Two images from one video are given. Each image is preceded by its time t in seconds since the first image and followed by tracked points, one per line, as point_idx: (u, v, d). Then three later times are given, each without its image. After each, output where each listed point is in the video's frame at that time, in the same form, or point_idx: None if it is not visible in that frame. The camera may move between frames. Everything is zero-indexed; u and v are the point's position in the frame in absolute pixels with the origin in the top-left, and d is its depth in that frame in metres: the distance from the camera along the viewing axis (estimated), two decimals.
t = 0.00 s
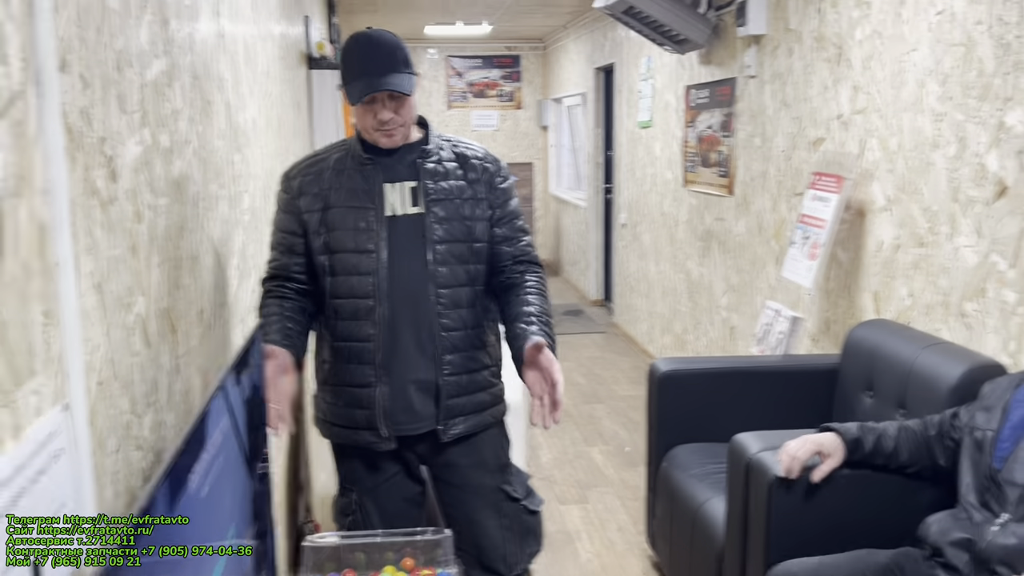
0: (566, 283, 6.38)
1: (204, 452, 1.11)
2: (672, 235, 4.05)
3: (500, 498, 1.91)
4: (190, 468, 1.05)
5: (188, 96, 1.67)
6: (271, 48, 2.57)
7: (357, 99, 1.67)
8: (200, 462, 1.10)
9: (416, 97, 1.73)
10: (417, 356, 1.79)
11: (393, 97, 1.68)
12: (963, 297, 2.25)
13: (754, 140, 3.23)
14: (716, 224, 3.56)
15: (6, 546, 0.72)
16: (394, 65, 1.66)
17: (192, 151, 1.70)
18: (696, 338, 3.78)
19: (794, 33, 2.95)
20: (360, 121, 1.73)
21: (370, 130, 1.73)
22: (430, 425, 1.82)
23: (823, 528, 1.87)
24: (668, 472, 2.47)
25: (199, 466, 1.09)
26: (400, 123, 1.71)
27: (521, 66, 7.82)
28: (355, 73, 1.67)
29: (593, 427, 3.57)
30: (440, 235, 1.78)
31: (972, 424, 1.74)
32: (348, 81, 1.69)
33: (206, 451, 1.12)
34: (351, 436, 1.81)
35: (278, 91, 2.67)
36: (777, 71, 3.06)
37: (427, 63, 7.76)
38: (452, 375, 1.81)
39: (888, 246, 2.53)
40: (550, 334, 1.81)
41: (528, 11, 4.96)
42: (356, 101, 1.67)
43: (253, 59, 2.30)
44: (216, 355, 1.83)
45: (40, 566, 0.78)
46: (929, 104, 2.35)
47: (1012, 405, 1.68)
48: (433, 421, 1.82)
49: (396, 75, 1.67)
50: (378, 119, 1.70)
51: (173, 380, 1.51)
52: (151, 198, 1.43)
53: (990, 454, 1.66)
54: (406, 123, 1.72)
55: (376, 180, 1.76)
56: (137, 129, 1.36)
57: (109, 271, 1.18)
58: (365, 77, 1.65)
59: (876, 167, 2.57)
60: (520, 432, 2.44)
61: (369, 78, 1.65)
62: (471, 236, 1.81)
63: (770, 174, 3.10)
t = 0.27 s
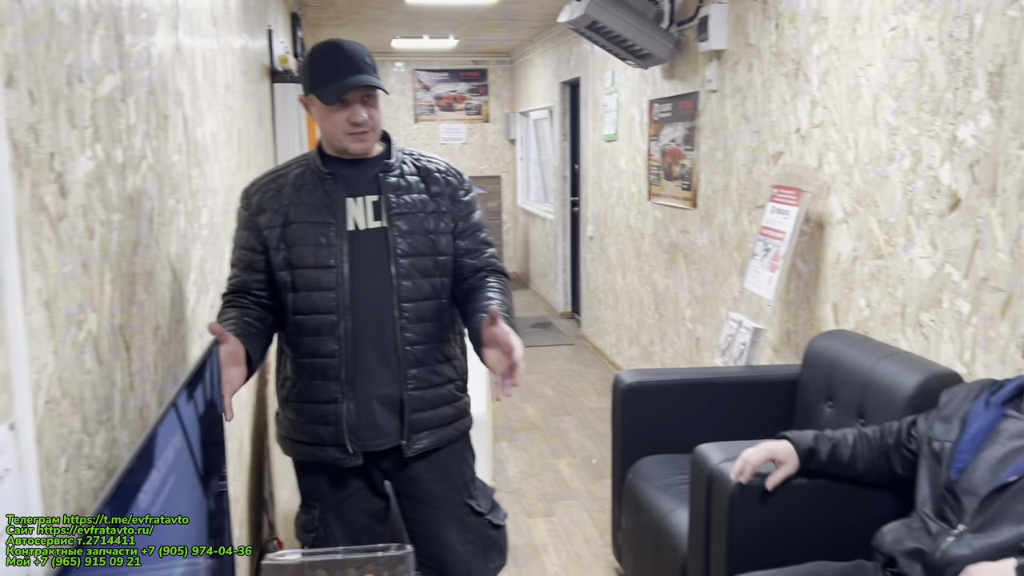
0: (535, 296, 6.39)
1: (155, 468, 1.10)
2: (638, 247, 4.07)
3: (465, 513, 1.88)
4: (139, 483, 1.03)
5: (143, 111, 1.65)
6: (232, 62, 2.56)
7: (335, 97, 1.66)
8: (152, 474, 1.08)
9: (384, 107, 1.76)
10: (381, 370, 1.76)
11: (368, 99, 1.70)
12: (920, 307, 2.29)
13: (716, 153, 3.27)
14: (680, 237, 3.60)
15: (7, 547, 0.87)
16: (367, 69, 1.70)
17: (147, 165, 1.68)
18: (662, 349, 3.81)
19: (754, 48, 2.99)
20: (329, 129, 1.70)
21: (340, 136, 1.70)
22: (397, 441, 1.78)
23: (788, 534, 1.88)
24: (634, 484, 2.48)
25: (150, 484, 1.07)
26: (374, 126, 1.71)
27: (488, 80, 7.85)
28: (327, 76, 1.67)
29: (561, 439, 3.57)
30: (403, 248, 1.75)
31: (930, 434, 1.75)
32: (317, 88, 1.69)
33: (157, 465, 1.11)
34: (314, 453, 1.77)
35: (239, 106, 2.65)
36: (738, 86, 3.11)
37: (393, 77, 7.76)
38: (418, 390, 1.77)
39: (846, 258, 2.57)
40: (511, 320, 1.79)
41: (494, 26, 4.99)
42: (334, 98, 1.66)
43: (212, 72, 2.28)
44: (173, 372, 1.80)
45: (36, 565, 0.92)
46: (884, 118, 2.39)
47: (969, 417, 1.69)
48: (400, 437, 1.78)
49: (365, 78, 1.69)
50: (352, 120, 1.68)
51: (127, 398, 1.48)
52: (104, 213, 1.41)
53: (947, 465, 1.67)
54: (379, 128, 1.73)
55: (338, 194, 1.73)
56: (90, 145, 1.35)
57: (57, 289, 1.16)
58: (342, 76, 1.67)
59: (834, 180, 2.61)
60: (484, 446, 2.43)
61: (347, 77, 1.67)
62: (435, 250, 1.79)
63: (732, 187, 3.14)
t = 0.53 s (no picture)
0: (516, 302, 6.39)
1: (113, 474, 1.09)
2: (617, 253, 4.08)
3: (437, 520, 1.87)
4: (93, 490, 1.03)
5: (108, 116, 1.64)
6: (205, 68, 2.54)
7: (312, 95, 1.66)
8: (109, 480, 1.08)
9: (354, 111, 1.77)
10: (351, 377, 1.75)
11: (342, 100, 1.71)
12: (891, 311, 2.30)
13: (692, 159, 3.29)
14: (658, 243, 3.61)
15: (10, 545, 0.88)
16: (341, 72, 1.72)
17: (113, 171, 1.66)
18: (641, 355, 3.81)
19: (728, 54, 3.01)
20: (302, 130, 1.69)
21: (312, 137, 1.69)
22: (369, 448, 1.77)
23: (760, 538, 1.89)
24: (610, 490, 2.48)
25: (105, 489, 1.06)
26: (347, 128, 1.71)
27: (469, 86, 7.86)
28: (301, 75, 1.67)
29: (540, 445, 3.57)
30: (373, 253, 1.74)
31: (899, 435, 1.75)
32: (290, 88, 1.67)
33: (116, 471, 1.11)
34: (284, 461, 1.75)
35: (212, 112, 2.63)
36: (713, 92, 3.12)
37: (373, 83, 7.75)
38: (387, 397, 1.76)
39: (820, 262, 2.58)
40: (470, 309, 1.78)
41: (473, 32, 4.99)
42: (311, 97, 1.65)
43: (183, 78, 2.27)
44: (140, 379, 1.78)
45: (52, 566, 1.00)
46: (855, 123, 2.41)
47: (937, 417, 1.69)
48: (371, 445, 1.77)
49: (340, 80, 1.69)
50: (327, 121, 1.68)
51: (91, 405, 1.46)
52: (66, 219, 1.39)
53: (915, 464, 1.68)
54: (351, 131, 1.73)
55: (307, 200, 1.72)
56: (51, 150, 1.33)
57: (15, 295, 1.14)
58: (318, 76, 1.67)
59: (807, 185, 2.63)
60: (460, 453, 2.42)
61: (322, 76, 1.67)
62: (406, 255, 1.78)
63: (708, 193, 3.16)
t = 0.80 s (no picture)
0: (492, 303, 6.39)
1: (66, 476, 1.09)
2: (590, 254, 4.10)
3: (402, 523, 1.88)
4: (43, 491, 1.02)
5: (66, 118, 1.62)
6: (171, 69, 2.52)
7: (280, 95, 1.65)
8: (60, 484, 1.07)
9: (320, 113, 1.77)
10: (314, 380, 1.75)
11: (308, 101, 1.70)
12: (855, 312, 2.33)
13: (663, 161, 3.31)
14: (630, 244, 3.63)
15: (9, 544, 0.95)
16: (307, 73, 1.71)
17: (72, 174, 1.65)
18: (614, 356, 3.83)
19: (697, 57, 3.04)
20: (268, 131, 1.67)
21: (280, 138, 1.68)
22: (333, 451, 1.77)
23: (724, 538, 1.90)
24: (579, 490, 2.50)
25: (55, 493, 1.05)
26: (315, 129, 1.71)
27: (444, 87, 7.85)
28: (267, 76, 1.66)
29: (513, 446, 3.57)
30: (336, 256, 1.74)
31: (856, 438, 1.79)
32: (255, 89, 1.66)
33: (69, 475, 1.10)
34: (247, 465, 1.75)
35: (179, 114, 2.62)
36: (683, 94, 3.15)
37: (348, 84, 7.71)
38: (350, 401, 1.76)
39: (786, 264, 2.61)
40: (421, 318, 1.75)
41: (447, 34, 4.99)
42: (279, 97, 1.65)
43: (148, 80, 2.25)
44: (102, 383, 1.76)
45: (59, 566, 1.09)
46: (820, 126, 2.44)
47: (891, 420, 1.74)
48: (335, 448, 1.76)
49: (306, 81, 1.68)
50: (295, 121, 1.67)
51: (49, 410, 1.45)
52: (22, 223, 1.38)
53: (870, 469, 1.72)
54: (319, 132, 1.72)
55: (269, 203, 1.72)
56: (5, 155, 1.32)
57: None
58: (285, 76, 1.66)
59: (774, 187, 2.66)
60: (430, 455, 2.42)
61: (289, 77, 1.67)
62: (370, 258, 1.78)
63: (678, 195, 3.18)
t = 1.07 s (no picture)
0: (477, 300, 6.41)
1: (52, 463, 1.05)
2: (573, 250, 4.12)
3: (379, 514, 1.87)
4: (40, 436, 1.02)
5: (37, 108, 1.61)
6: (149, 63, 2.52)
7: (253, 88, 1.65)
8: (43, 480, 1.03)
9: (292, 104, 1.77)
10: (288, 373, 1.74)
11: (280, 93, 1.71)
12: (830, 303, 2.35)
13: (643, 156, 3.33)
14: (612, 239, 3.65)
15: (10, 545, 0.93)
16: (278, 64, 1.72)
17: (43, 164, 1.64)
18: (596, 351, 3.85)
19: (676, 52, 3.05)
20: (243, 124, 1.67)
21: (256, 132, 1.68)
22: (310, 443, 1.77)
23: (699, 526, 1.92)
24: (558, 483, 2.51)
25: (33, 480, 0.99)
26: (287, 120, 1.71)
27: (429, 85, 7.86)
28: (241, 68, 1.65)
29: (495, 441, 3.58)
30: (309, 248, 1.74)
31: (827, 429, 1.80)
32: (229, 82, 1.66)
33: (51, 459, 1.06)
34: (222, 460, 1.72)
35: (157, 108, 2.61)
36: (662, 89, 3.16)
37: (333, 81, 7.70)
38: (324, 393, 1.76)
39: (763, 257, 2.63)
40: (376, 357, 1.76)
41: (431, 31, 5.00)
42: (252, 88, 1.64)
43: (124, 73, 2.24)
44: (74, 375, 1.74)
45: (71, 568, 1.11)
46: (796, 119, 2.46)
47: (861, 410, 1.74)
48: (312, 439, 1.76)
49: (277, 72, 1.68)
50: (269, 112, 1.67)
51: (20, 398, 1.43)
52: None
53: (840, 460, 1.72)
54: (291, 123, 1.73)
55: (242, 196, 1.71)
56: None
57: None
58: (258, 67, 1.66)
59: (751, 181, 2.68)
60: (409, 448, 2.43)
61: (261, 69, 1.66)
62: (343, 250, 1.79)
63: (658, 189, 3.20)
